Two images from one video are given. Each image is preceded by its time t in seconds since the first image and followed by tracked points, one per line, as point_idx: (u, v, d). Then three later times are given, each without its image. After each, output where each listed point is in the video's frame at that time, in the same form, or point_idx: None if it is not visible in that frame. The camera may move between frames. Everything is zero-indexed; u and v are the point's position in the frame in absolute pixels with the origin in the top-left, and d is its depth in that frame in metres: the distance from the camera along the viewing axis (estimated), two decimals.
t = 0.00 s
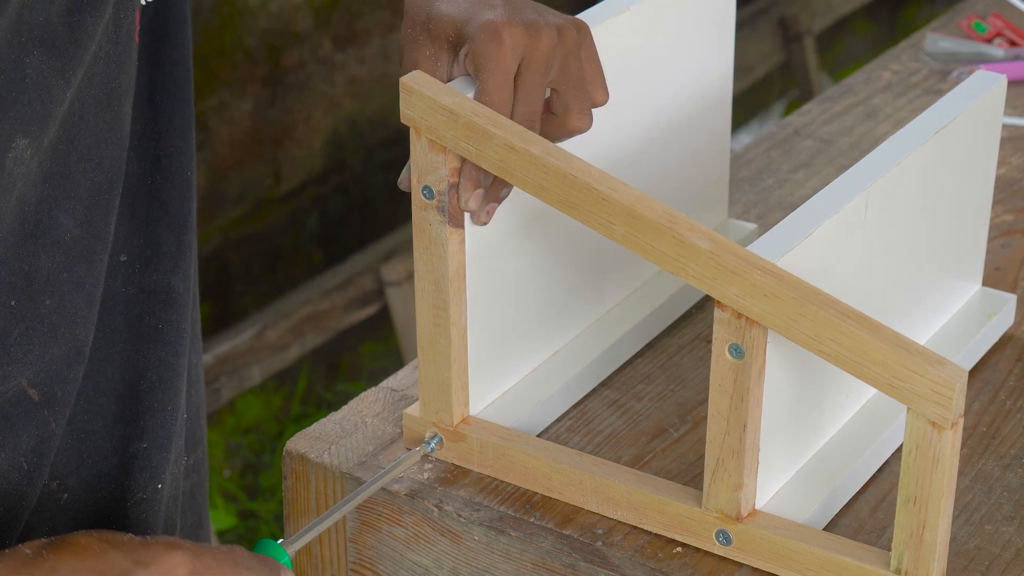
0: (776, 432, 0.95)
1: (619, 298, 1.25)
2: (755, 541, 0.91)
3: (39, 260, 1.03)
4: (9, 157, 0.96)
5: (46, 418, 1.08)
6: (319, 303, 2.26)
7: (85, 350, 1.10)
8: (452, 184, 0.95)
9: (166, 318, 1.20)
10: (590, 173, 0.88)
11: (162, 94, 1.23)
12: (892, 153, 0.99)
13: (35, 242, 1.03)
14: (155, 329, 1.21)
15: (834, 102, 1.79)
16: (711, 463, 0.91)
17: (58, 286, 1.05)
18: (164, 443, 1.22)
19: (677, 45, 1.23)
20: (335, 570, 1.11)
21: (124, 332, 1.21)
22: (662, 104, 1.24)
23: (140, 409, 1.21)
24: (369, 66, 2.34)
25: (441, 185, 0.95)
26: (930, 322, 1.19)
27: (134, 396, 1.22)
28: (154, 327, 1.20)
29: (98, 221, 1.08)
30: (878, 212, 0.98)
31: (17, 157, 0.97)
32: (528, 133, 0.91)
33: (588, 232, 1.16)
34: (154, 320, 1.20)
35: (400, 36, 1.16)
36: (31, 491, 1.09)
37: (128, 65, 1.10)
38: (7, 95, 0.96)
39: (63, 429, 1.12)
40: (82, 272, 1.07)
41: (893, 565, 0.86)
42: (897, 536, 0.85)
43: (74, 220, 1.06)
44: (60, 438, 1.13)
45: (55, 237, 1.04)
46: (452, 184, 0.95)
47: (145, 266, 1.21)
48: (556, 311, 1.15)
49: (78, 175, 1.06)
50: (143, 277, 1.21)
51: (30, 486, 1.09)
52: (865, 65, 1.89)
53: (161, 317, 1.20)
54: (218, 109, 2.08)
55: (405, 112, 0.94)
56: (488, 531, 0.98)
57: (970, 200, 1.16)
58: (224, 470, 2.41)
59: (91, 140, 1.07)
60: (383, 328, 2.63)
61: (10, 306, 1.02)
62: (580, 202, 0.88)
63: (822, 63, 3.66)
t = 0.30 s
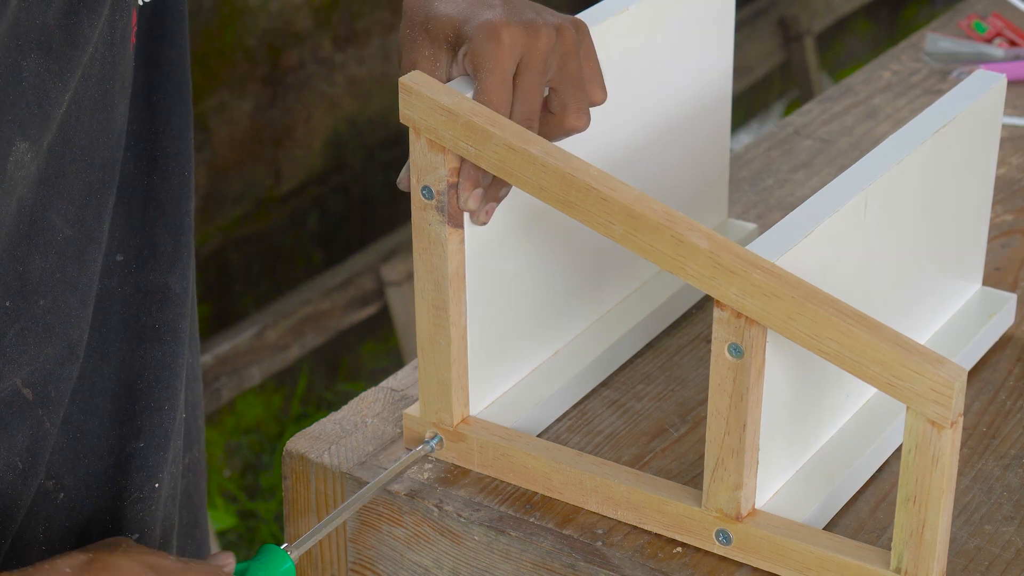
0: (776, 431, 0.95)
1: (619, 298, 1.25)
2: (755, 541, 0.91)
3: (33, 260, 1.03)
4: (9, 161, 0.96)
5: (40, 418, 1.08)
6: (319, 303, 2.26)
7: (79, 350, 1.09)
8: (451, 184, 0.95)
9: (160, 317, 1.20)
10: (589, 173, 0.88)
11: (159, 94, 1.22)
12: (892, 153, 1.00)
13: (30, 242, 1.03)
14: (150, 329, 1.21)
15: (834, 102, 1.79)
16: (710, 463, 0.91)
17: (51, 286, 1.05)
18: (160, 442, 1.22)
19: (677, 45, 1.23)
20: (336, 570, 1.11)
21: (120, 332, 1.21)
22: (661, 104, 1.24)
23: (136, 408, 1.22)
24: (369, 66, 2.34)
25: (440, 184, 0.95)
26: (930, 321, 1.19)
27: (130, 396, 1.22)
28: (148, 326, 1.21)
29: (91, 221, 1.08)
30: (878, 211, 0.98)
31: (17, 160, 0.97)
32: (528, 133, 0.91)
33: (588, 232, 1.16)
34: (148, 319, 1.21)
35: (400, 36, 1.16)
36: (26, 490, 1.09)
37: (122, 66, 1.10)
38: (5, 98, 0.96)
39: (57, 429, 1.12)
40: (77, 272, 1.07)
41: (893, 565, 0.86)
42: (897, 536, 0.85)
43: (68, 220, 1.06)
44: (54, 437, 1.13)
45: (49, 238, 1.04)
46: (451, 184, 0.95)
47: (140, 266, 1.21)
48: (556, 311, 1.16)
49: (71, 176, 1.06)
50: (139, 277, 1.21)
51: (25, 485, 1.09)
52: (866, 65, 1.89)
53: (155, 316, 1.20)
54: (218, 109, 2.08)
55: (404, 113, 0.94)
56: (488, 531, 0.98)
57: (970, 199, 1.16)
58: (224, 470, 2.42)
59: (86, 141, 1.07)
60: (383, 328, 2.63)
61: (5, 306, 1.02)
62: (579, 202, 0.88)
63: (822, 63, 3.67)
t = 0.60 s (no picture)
0: (776, 431, 0.96)
1: (619, 298, 1.25)
2: (754, 541, 0.91)
3: (36, 260, 1.03)
4: (12, 164, 0.96)
5: (42, 416, 1.08)
6: (319, 303, 2.26)
7: (79, 349, 1.09)
8: (451, 184, 0.95)
9: (161, 316, 1.20)
10: (589, 173, 0.88)
11: (158, 92, 1.22)
12: (893, 153, 1.00)
13: (31, 243, 1.03)
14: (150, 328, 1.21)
15: (834, 102, 1.79)
16: (710, 462, 0.91)
17: (54, 286, 1.05)
18: (159, 441, 1.22)
19: (677, 45, 1.23)
20: (336, 570, 1.11)
21: (121, 331, 1.21)
22: (661, 104, 1.24)
23: (135, 407, 1.22)
24: (369, 66, 2.34)
25: (440, 185, 0.95)
26: (931, 321, 1.19)
27: (129, 395, 1.22)
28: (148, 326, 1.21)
29: (91, 221, 1.08)
30: (878, 211, 0.98)
31: (21, 162, 0.97)
32: (528, 132, 0.91)
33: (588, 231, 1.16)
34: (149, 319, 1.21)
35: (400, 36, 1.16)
36: (26, 489, 1.09)
37: (121, 65, 1.10)
38: (6, 100, 0.96)
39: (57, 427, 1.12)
40: (78, 273, 1.07)
41: (893, 565, 0.86)
42: (897, 536, 0.85)
43: (71, 220, 1.06)
44: (54, 436, 1.13)
45: (52, 238, 1.04)
46: (450, 184, 0.95)
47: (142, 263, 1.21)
48: (556, 310, 1.16)
49: (73, 176, 1.06)
50: (138, 275, 1.21)
51: (25, 484, 1.09)
52: (865, 65, 1.89)
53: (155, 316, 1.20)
54: (218, 109, 2.08)
55: (404, 112, 0.94)
56: (488, 531, 0.98)
57: (971, 199, 1.16)
58: (224, 470, 2.42)
59: (87, 141, 1.07)
60: (383, 328, 2.63)
61: (9, 306, 1.02)
62: (579, 202, 0.88)
63: (822, 63, 3.67)
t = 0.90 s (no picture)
0: (777, 431, 0.96)
1: (619, 298, 1.25)
2: (755, 541, 0.91)
3: (38, 259, 1.03)
4: (13, 163, 0.96)
5: (42, 415, 1.08)
6: (319, 303, 2.26)
7: (79, 347, 1.09)
8: (451, 185, 0.95)
9: (159, 314, 1.20)
10: (588, 173, 0.88)
11: (157, 90, 1.22)
12: (893, 153, 1.00)
13: (33, 242, 1.03)
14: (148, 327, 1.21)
15: (834, 102, 1.79)
16: (710, 462, 0.91)
17: (56, 285, 1.05)
18: (157, 440, 1.22)
19: (677, 45, 1.23)
20: (336, 570, 1.11)
21: (119, 330, 1.21)
22: (661, 104, 1.24)
23: (134, 406, 1.21)
24: (369, 66, 2.34)
25: (440, 185, 0.95)
26: (931, 322, 1.19)
27: (128, 394, 1.22)
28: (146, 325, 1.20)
29: (93, 220, 1.08)
30: (878, 211, 0.98)
31: (21, 162, 0.97)
32: (528, 132, 0.91)
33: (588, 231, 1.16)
34: (147, 318, 1.20)
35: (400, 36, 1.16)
36: (27, 487, 1.09)
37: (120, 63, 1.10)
38: (6, 100, 0.96)
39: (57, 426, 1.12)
40: (80, 272, 1.07)
41: (893, 565, 0.86)
42: (896, 536, 0.85)
43: (71, 219, 1.06)
44: (54, 435, 1.13)
45: (54, 237, 1.04)
46: (450, 184, 0.95)
47: (141, 263, 1.21)
48: (556, 310, 1.16)
49: (73, 174, 1.06)
50: (136, 274, 1.21)
51: (25, 483, 1.09)
52: (865, 65, 1.89)
53: (153, 315, 1.20)
54: (218, 109, 2.08)
55: (405, 113, 0.94)
56: (488, 531, 0.98)
57: (971, 199, 1.16)
58: (224, 470, 2.42)
59: (86, 139, 1.07)
60: (383, 328, 2.63)
61: (10, 305, 1.02)
62: (579, 202, 0.88)
63: (822, 63, 3.67)
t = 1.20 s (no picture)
0: (777, 431, 0.96)
1: (619, 298, 1.25)
2: (754, 541, 0.91)
3: (40, 259, 1.03)
4: (14, 164, 0.96)
5: (42, 414, 1.08)
6: (319, 303, 2.26)
7: (80, 346, 1.09)
8: (451, 185, 0.95)
9: (156, 314, 1.20)
10: (588, 173, 0.88)
11: (155, 89, 1.22)
12: (893, 153, 1.00)
13: (34, 242, 1.03)
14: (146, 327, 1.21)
15: (834, 102, 1.79)
16: (710, 462, 0.91)
17: (58, 285, 1.05)
18: (154, 440, 1.22)
19: (677, 46, 1.23)
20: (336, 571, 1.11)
21: (118, 329, 1.21)
22: (661, 104, 1.24)
23: (131, 405, 1.21)
24: (369, 66, 2.34)
25: (440, 185, 0.95)
26: (931, 322, 1.19)
27: (126, 393, 1.22)
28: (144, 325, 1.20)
29: (94, 220, 1.08)
30: (878, 211, 0.98)
31: (22, 162, 0.97)
32: (528, 132, 0.91)
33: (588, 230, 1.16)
34: (145, 317, 1.21)
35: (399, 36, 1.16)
36: (27, 488, 1.09)
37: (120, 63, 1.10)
38: (7, 100, 0.96)
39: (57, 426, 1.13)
40: (81, 272, 1.07)
41: (893, 565, 0.86)
42: (896, 536, 0.85)
43: (73, 219, 1.06)
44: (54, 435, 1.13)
45: (55, 237, 1.04)
46: (450, 184, 0.95)
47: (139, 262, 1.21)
48: (556, 310, 1.16)
49: (73, 174, 1.06)
50: (134, 273, 1.21)
51: (25, 483, 1.09)
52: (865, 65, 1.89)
53: (150, 314, 1.20)
54: (218, 109, 2.08)
55: (405, 113, 0.94)
56: (488, 531, 0.98)
57: (971, 199, 1.16)
58: (224, 470, 2.42)
59: (87, 139, 1.07)
60: (383, 328, 2.63)
61: (13, 306, 1.02)
62: (579, 201, 0.88)
63: (822, 63, 3.67)
